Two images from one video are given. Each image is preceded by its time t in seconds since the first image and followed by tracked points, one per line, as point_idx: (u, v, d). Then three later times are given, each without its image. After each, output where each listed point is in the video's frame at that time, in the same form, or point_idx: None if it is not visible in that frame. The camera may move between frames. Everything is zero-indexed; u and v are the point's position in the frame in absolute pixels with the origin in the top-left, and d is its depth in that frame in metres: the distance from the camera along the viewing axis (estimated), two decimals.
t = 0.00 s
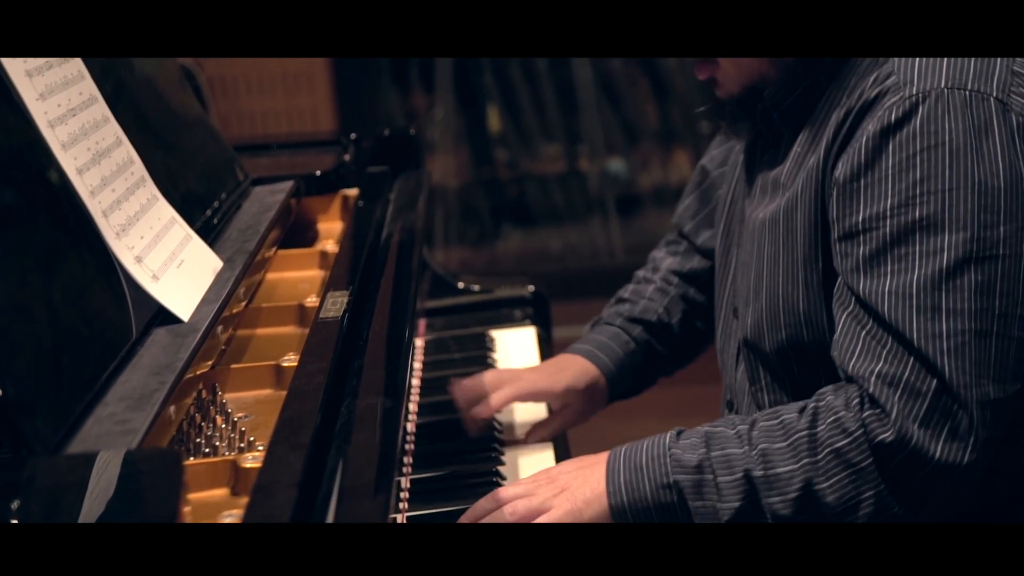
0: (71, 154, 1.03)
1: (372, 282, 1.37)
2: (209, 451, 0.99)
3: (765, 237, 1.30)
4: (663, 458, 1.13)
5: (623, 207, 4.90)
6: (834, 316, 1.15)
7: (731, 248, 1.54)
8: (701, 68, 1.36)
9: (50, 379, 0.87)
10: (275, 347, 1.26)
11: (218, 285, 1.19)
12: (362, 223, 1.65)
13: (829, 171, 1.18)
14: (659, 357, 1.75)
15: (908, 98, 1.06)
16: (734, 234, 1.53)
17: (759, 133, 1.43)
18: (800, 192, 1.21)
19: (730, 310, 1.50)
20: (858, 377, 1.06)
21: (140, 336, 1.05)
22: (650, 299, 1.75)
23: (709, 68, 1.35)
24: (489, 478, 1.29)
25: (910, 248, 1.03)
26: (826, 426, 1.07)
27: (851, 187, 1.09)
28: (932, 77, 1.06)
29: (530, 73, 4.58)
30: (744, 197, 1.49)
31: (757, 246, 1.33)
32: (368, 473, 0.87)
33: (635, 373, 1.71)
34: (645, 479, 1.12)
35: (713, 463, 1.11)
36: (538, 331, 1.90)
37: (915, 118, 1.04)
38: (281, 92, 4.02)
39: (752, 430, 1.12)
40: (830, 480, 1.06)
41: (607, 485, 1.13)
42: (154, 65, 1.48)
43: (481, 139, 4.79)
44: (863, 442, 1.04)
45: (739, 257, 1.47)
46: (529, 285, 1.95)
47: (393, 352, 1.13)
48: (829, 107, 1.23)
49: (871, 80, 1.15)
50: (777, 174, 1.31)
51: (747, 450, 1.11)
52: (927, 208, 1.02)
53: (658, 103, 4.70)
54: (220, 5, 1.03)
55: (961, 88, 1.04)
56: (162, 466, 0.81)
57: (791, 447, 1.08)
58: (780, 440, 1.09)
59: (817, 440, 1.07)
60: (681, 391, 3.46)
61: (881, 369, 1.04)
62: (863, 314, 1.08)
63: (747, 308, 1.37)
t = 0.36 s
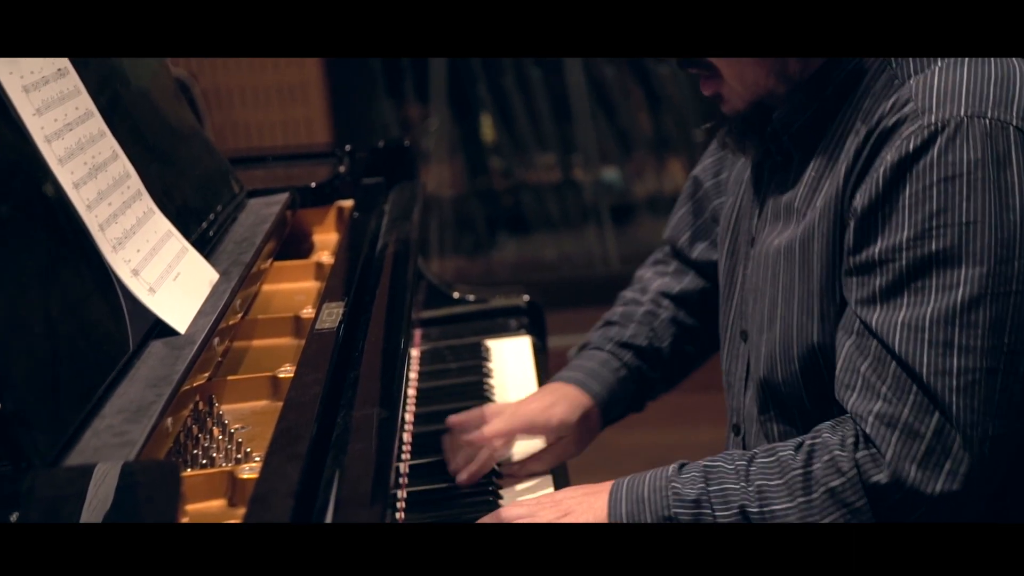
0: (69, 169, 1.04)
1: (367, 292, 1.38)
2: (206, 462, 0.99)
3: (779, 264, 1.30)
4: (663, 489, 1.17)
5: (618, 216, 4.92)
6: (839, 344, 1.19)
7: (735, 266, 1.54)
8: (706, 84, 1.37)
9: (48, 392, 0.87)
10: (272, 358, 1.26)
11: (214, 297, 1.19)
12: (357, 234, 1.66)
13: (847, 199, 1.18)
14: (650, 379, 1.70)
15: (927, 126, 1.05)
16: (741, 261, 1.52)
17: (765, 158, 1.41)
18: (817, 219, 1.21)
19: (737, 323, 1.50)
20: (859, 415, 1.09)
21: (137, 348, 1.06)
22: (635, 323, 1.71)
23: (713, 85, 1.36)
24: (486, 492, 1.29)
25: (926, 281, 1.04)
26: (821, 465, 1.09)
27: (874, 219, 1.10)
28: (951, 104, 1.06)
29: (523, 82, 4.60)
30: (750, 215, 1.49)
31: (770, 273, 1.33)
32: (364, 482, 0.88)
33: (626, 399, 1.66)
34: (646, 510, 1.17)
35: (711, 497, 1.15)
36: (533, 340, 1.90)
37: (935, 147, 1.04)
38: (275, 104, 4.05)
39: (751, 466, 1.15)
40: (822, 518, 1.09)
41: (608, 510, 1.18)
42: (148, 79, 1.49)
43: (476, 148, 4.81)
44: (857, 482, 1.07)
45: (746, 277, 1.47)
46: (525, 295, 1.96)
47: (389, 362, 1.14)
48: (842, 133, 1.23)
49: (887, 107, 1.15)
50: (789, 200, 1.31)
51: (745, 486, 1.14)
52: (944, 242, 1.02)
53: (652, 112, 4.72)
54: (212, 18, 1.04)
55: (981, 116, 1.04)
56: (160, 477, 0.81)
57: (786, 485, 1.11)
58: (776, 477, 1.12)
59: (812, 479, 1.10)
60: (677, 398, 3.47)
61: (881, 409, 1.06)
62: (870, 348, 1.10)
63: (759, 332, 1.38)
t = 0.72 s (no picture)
0: (65, 184, 1.05)
1: (361, 304, 1.39)
2: (201, 474, 1.01)
3: (789, 286, 1.33)
4: (668, 494, 1.19)
5: (611, 227, 4.94)
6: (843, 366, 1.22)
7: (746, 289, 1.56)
8: (720, 106, 1.43)
9: (42, 408, 0.88)
10: (267, 370, 1.27)
11: (208, 310, 1.21)
12: (351, 246, 1.67)
13: (859, 221, 1.20)
14: (665, 406, 1.72)
15: (941, 149, 1.08)
16: (752, 286, 1.54)
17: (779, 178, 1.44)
18: (829, 240, 1.24)
19: (749, 341, 1.52)
20: (863, 437, 1.12)
21: (132, 361, 1.07)
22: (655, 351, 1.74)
23: (726, 106, 1.42)
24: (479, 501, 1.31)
25: (936, 305, 1.07)
26: (824, 483, 1.13)
27: (888, 240, 1.13)
28: (965, 128, 1.08)
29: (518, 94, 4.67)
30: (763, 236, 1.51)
31: (781, 295, 1.35)
32: (357, 495, 0.89)
33: (638, 422, 1.68)
34: (649, 514, 1.18)
35: (713, 505, 1.17)
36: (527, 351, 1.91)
37: (948, 171, 1.07)
38: (269, 117, 4.08)
39: (754, 478, 1.18)
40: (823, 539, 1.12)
41: (612, 514, 1.20)
42: (143, 94, 1.50)
43: (470, 161, 4.80)
44: (858, 503, 1.11)
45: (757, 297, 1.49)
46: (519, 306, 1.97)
47: (383, 374, 1.15)
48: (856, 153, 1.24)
49: (899, 130, 1.17)
50: (802, 223, 1.33)
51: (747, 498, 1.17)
52: (954, 266, 1.06)
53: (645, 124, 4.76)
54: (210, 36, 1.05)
55: (996, 140, 1.06)
56: (155, 489, 0.82)
57: (789, 498, 1.15)
58: (780, 491, 1.16)
59: (815, 496, 1.14)
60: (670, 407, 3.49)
61: (884, 433, 1.10)
62: (875, 371, 1.13)
63: (770, 353, 1.40)
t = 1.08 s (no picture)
0: (60, 202, 1.06)
1: (353, 320, 1.40)
2: (195, 489, 1.01)
3: (787, 303, 1.34)
4: (660, 515, 1.22)
5: (605, 242, 4.96)
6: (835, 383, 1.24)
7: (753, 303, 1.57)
8: (718, 100, 1.45)
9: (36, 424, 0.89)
10: (261, 386, 1.28)
11: (203, 326, 1.22)
12: (345, 262, 1.68)
13: (852, 242, 1.22)
14: (693, 401, 1.73)
15: (930, 173, 1.09)
16: (760, 295, 1.54)
17: (787, 191, 1.48)
18: (823, 261, 1.25)
19: (754, 355, 1.53)
20: (852, 458, 1.14)
21: (126, 378, 1.08)
22: (688, 345, 1.75)
23: (723, 100, 1.44)
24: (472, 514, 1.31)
25: (922, 329, 1.08)
26: (813, 504, 1.15)
27: (875, 263, 1.15)
28: (955, 152, 1.09)
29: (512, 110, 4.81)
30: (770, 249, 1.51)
31: (780, 311, 1.36)
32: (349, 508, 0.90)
33: (663, 415, 1.69)
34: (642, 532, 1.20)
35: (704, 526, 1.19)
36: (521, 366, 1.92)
37: (936, 195, 1.08)
38: (265, 133, 4.10)
39: (745, 500, 1.20)
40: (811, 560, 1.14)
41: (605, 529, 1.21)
42: (138, 112, 1.51)
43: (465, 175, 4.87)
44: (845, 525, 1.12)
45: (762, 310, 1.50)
46: (512, 321, 1.98)
47: (375, 388, 1.16)
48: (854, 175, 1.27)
49: (895, 150, 1.18)
50: (797, 235, 1.36)
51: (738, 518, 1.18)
52: (940, 291, 1.06)
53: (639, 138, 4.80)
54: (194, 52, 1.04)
55: (986, 165, 1.06)
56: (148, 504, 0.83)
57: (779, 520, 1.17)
58: (770, 513, 1.18)
59: (803, 517, 1.15)
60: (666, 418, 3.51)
61: (872, 455, 1.11)
62: (865, 392, 1.15)
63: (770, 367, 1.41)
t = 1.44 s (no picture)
0: (52, 222, 1.07)
1: (345, 337, 1.41)
2: (187, 506, 1.02)
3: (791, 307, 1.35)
4: (647, 507, 1.20)
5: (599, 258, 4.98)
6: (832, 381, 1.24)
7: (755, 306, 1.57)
8: (735, 89, 1.45)
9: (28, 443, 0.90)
10: (253, 403, 1.29)
11: (195, 344, 1.23)
12: (337, 279, 1.70)
13: (857, 242, 1.23)
14: (679, 400, 1.72)
15: (934, 173, 1.10)
16: (761, 302, 1.55)
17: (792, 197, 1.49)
18: (830, 261, 1.27)
19: (755, 361, 1.53)
20: (842, 452, 1.16)
21: (118, 396, 1.08)
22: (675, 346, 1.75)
23: (741, 91, 1.44)
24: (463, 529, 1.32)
25: (918, 326, 1.09)
26: (801, 500, 1.16)
27: (878, 259, 1.16)
28: (960, 154, 1.10)
29: (504, 126, 4.93)
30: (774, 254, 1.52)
31: (783, 314, 1.37)
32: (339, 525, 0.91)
33: (650, 410, 1.68)
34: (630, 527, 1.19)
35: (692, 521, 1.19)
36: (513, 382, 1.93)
37: (939, 195, 1.09)
38: (260, 151, 4.10)
39: (732, 493, 1.20)
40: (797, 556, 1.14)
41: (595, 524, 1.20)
42: (131, 132, 1.52)
43: (460, 193, 4.96)
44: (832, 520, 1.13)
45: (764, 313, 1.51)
46: (504, 337, 1.99)
47: (367, 405, 1.17)
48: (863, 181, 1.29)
49: (900, 153, 1.19)
50: (804, 240, 1.38)
51: (726, 513, 1.19)
52: (938, 290, 1.08)
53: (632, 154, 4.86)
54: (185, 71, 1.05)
55: (989, 168, 1.07)
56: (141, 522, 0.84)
57: (765, 514, 1.16)
58: (757, 506, 1.17)
59: (791, 511, 1.15)
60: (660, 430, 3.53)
61: (860, 449, 1.14)
62: (860, 388, 1.16)
63: (773, 370, 1.42)
